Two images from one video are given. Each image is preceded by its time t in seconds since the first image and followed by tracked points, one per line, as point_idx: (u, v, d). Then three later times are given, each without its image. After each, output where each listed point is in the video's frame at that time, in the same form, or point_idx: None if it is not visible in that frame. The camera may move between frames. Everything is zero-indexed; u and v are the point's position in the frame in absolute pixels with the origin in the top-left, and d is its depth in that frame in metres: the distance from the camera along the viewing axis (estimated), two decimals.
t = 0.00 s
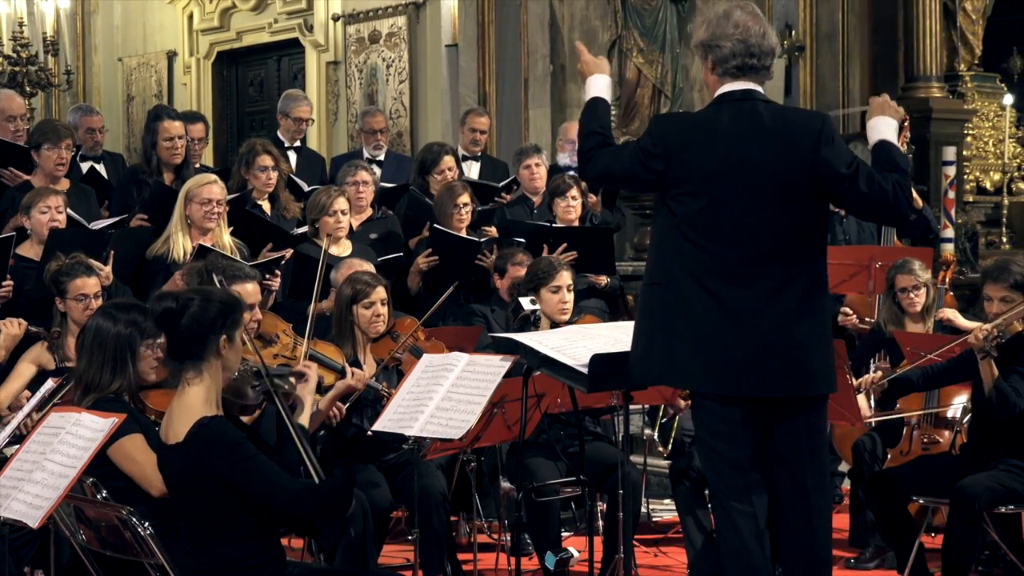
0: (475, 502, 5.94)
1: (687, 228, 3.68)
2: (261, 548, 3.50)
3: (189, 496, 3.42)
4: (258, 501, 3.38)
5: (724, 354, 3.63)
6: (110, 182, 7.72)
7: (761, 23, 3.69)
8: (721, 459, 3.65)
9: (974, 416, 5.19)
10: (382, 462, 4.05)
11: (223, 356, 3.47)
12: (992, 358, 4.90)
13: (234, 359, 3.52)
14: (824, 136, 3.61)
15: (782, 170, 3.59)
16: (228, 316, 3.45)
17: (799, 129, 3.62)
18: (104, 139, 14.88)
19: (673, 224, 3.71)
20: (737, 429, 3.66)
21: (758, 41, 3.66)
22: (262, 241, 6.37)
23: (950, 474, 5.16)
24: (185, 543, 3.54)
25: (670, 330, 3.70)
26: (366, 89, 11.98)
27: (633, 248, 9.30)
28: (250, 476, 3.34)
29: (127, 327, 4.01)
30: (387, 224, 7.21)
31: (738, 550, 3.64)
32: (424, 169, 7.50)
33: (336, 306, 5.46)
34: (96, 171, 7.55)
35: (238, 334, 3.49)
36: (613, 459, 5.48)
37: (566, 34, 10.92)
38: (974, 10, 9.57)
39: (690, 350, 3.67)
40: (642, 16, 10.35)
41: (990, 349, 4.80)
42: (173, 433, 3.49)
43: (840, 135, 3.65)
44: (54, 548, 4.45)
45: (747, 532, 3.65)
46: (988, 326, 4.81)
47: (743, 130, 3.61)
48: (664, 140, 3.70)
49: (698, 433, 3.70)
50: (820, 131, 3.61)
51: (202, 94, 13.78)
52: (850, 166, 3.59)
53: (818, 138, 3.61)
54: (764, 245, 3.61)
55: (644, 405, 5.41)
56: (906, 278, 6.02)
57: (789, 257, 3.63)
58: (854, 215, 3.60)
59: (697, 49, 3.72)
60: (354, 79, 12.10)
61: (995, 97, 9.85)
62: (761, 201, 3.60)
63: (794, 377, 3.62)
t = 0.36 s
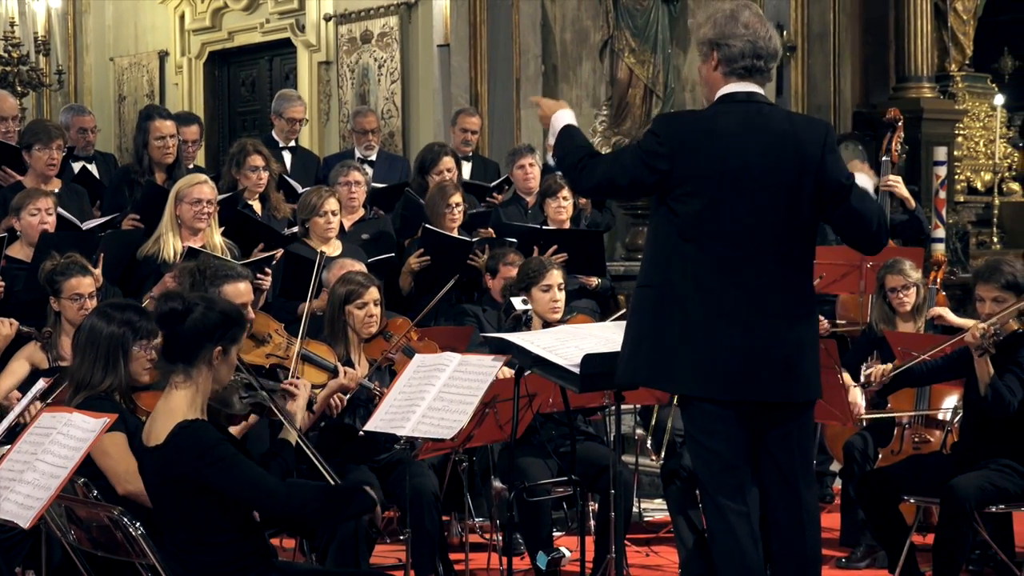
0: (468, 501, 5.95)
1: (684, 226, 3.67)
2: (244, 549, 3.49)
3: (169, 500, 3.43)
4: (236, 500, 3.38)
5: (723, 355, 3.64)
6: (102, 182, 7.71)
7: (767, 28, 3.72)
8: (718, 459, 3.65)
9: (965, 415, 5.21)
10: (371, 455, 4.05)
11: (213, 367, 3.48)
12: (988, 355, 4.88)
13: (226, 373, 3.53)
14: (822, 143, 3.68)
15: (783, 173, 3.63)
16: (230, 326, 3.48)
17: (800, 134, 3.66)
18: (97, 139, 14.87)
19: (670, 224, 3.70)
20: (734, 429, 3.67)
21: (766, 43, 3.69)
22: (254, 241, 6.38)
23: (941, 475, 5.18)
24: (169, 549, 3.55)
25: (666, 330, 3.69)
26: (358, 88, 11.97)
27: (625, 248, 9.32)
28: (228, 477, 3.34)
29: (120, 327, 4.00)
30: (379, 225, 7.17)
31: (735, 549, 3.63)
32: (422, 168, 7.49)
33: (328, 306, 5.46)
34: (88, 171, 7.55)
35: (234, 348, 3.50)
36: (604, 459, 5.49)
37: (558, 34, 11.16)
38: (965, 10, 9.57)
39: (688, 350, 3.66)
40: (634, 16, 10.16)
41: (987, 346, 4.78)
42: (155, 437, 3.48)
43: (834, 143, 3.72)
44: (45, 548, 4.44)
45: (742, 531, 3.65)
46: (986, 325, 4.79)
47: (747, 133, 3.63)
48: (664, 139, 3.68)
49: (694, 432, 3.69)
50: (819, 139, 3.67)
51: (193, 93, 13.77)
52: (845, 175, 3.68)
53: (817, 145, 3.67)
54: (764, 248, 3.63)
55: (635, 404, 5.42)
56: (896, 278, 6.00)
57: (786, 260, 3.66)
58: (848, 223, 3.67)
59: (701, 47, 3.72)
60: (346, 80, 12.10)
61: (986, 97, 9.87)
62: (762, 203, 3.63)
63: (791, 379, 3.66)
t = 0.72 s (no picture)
0: (459, 500, 5.95)
1: (676, 224, 3.68)
2: (246, 545, 3.49)
3: (178, 494, 3.44)
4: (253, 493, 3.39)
5: (714, 353, 3.64)
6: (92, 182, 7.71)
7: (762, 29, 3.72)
8: (709, 456, 3.66)
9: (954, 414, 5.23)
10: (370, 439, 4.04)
11: (220, 357, 3.48)
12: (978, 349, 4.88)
13: (234, 360, 3.52)
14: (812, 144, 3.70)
15: (775, 173, 3.64)
16: (228, 315, 3.46)
17: (790, 135, 3.68)
18: (87, 140, 14.85)
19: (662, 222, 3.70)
20: (723, 428, 3.68)
21: (759, 44, 3.70)
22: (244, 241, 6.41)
23: (930, 473, 5.17)
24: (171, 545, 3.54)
25: (658, 327, 3.70)
26: (350, 88, 11.98)
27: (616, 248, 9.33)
28: (243, 469, 3.35)
29: (110, 327, 4.00)
30: (370, 225, 7.21)
31: (724, 547, 3.65)
32: (416, 166, 7.48)
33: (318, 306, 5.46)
34: (78, 171, 7.54)
35: (237, 336, 3.49)
36: (594, 459, 5.50)
37: (549, 34, 11.23)
38: (955, 12, 9.61)
39: (680, 348, 3.67)
40: (625, 17, 10.27)
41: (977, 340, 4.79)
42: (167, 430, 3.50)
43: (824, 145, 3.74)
44: (36, 548, 4.44)
45: (730, 528, 3.66)
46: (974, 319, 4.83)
47: (739, 131, 3.64)
48: (658, 136, 3.68)
49: (683, 430, 3.70)
50: (809, 140, 3.69)
51: (184, 93, 13.75)
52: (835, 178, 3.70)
53: (808, 146, 3.69)
54: (754, 246, 3.65)
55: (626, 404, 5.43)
56: (885, 279, 6.02)
57: (775, 260, 3.68)
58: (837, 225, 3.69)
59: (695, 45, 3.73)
60: (337, 80, 12.10)
61: (975, 98, 9.90)
62: (754, 202, 3.64)
63: (781, 378, 3.67)
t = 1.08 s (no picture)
0: (449, 500, 5.96)
1: (661, 216, 3.69)
2: (248, 546, 3.53)
3: (183, 491, 3.47)
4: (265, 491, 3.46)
5: (696, 349, 3.66)
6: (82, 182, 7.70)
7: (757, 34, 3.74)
8: (686, 452, 3.68)
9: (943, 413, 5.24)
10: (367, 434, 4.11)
11: (235, 359, 3.53)
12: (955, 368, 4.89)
13: (246, 363, 3.56)
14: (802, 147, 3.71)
15: (763, 173, 3.65)
16: (249, 316, 3.52)
17: (780, 137, 3.69)
18: (77, 139, 14.83)
19: (647, 216, 3.71)
20: (703, 424, 3.69)
21: (755, 48, 3.71)
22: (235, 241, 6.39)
23: (920, 471, 5.17)
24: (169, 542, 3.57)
25: (639, 320, 3.70)
26: (340, 88, 11.98)
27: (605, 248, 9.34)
28: (256, 468, 3.42)
29: (99, 328, 3.99)
30: (359, 225, 7.21)
31: (699, 543, 3.67)
32: (408, 164, 7.48)
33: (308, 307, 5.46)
34: (68, 170, 7.54)
35: (255, 340, 3.55)
36: (585, 458, 5.51)
37: (540, 34, 10.91)
38: (944, 12, 9.64)
39: (662, 342, 3.67)
40: (615, 17, 10.45)
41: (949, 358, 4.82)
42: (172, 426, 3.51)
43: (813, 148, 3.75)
44: (26, 548, 4.44)
45: (704, 524, 3.68)
46: (950, 341, 4.86)
47: (728, 129, 3.65)
48: (648, 126, 3.69)
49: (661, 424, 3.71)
50: (799, 142, 3.70)
51: (175, 93, 13.73)
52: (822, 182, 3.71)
53: (796, 148, 3.70)
54: (738, 245, 3.66)
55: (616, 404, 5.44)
56: (875, 282, 6.02)
57: (759, 260, 3.70)
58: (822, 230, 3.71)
59: (692, 47, 3.75)
60: (327, 80, 12.10)
61: (965, 98, 9.92)
62: (741, 199, 3.65)
63: (762, 377, 3.69)
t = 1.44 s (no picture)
0: (440, 500, 5.96)
1: (654, 226, 3.96)
2: (227, 551, 3.56)
3: (145, 498, 3.52)
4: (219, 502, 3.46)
5: (679, 353, 3.88)
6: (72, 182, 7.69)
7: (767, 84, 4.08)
8: (664, 450, 3.99)
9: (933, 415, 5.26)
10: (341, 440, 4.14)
11: (193, 356, 3.57)
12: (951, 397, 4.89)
13: (208, 360, 3.60)
14: (794, 168, 3.95)
15: (751, 190, 3.90)
16: (199, 315, 3.56)
17: (771, 157, 3.94)
18: (68, 138, 14.81)
19: (641, 231, 4.00)
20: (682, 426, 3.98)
21: (764, 97, 4.04)
22: (224, 241, 6.35)
23: (910, 471, 5.20)
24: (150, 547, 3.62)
25: (628, 326, 3.95)
26: (331, 89, 11.97)
27: (596, 248, 9.35)
28: (205, 476, 3.43)
29: (95, 328, 3.98)
30: (351, 227, 7.21)
31: (671, 536, 4.00)
32: (401, 164, 7.48)
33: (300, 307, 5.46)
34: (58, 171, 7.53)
35: (209, 335, 3.58)
36: (577, 457, 5.51)
37: (531, 35, 11.14)
38: (935, 12, 9.67)
39: (646, 345, 3.91)
40: (607, 17, 10.23)
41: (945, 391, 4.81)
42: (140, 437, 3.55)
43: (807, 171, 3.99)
44: (17, 550, 4.43)
45: (676, 519, 4.01)
46: (944, 370, 4.85)
47: (720, 149, 3.94)
48: (647, 149, 4.03)
49: (644, 424, 4.00)
50: (790, 164, 3.95)
51: (166, 92, 13.72)
52: (812, 201, 3.94)
53: (787, 169, 3.94)
54: (724, 257, 3.90)
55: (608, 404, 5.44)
56: (872, 281, 6.02)
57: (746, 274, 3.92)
58: (809, 245, 3.91)
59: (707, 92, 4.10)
60: (319, 80, 12.09)
61: (956, 99, 9.94)
62: (729, 211, 3.90)
63: (742, 384, 3.89)
